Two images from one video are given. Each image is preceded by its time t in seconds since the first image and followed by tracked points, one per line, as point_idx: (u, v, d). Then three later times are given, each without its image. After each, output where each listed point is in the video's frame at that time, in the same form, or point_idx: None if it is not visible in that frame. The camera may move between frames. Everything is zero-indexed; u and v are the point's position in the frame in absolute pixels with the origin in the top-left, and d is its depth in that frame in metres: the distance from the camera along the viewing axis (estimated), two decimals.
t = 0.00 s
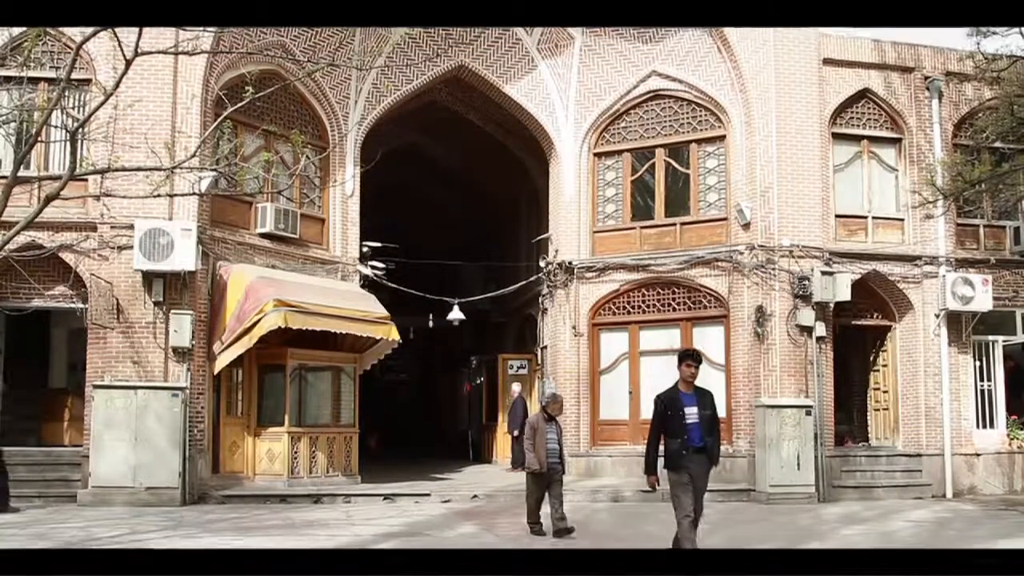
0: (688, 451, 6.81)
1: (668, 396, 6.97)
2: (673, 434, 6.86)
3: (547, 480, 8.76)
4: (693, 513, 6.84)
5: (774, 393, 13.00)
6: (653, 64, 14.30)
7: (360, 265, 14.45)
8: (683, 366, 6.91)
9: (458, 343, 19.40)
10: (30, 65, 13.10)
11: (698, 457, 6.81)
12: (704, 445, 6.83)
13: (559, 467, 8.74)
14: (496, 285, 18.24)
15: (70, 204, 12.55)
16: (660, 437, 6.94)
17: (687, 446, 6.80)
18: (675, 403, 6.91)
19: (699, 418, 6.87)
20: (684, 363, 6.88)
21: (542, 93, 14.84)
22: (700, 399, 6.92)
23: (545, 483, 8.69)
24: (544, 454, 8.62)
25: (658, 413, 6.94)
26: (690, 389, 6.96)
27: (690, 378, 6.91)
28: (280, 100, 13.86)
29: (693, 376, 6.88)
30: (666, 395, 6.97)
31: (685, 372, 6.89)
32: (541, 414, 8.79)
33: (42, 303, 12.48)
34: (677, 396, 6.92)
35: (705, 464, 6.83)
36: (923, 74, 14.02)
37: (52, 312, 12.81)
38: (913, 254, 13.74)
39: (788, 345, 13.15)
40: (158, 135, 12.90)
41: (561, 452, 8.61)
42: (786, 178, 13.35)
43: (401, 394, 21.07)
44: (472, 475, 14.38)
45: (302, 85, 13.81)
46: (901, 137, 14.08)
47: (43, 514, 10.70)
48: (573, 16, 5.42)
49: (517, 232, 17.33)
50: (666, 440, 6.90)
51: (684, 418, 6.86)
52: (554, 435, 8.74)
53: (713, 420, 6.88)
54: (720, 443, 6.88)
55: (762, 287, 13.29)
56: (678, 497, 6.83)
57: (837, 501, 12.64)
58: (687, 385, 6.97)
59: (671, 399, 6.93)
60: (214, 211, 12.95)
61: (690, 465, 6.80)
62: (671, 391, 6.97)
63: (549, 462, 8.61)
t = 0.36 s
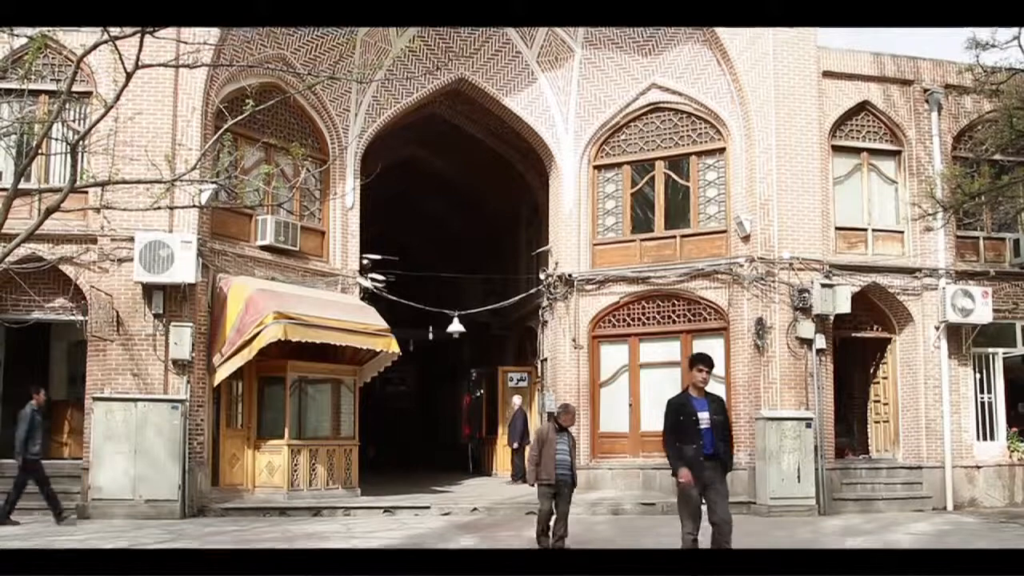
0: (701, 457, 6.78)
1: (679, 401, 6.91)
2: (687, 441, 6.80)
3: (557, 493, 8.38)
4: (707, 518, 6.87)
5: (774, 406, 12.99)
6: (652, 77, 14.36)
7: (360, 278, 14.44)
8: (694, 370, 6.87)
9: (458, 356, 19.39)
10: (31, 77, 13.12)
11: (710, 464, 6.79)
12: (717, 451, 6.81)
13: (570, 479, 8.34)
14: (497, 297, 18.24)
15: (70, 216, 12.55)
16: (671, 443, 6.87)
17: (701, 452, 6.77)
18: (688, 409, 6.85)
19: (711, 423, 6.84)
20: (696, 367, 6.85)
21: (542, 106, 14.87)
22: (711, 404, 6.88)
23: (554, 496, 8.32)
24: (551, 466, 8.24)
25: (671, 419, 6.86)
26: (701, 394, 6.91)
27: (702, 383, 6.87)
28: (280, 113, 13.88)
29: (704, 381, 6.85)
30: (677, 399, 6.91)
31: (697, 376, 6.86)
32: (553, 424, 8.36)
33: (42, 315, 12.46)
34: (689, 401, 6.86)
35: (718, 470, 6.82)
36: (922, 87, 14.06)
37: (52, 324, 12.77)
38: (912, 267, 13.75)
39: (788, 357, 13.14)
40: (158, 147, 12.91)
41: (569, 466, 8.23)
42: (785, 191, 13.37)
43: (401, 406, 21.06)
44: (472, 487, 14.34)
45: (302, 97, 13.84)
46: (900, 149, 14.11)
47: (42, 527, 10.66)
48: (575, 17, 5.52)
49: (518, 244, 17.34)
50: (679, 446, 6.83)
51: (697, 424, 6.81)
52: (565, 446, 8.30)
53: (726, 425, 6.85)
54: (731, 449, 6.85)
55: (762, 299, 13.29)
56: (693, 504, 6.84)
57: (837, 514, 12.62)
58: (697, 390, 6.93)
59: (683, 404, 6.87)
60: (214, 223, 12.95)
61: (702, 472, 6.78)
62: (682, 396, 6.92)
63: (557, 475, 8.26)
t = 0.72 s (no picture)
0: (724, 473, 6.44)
1: (704, 413, 6.55)
2: (711, 455, 6.45)
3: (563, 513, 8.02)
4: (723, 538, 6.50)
5: (773, 420, 12.98)
6: (652, 91, 14.40)
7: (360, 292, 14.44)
8: (722, 381, 6.53)
9: (458, 370, 19.39)
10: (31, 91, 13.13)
11: (732, 481, 6.46)
12: (740, 467, 6.48)
13: (575, 497, 7.97)
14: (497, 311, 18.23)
15: (70, 230, 12.56)
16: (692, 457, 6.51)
17: (725, 468, 6.43)
18: (713, 421, 6.50)
19: (736, 438, 6.51)
20: (725, 378, 6.51)
21: (542, 119, 14.90)
22: (736, 418, 6.55)
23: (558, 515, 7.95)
24: (555, 484, 7.92)
25: (695, 430, 6.51)
26: (727, 406, 6.58)
27: (729, 395, 6.54)
28: (280, 126, 13.90)
29: (732, 393, 6.53)
30: (703, 410, 6.54)
31: (725, 387, 6.52)
32: (556, 440, 8.06)
33: (42, 329, 12.44)
34: (716, 414, 6.52)
35: (739, 488, 6.48)
36: (921, 101, 14.09)
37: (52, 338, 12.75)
38: (912, 280, 13.77)
39: (788, 371, 13.14)
40: (158, 161, 12.93)
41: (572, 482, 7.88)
42: (785, 204, 13.39)
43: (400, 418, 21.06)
44: (472, 501, 14.31)
45: (302, 111, 13.86)
46: (899, 163, 14.13)
47: (41, 541, 10.62)
48: (571, 16, 5.61)
49: (518, 258, 17.35)
50: (701, 460, 6.47)
51: (722, 438, 6.48)
52: (569, 463, 7.97)
53: (750, 441, 6.53)
54: (753, 467, 6.54)
55: (762, 312, 13.30)
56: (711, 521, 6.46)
57: (838, 528, 12.61)
58: (723, 402, 6.59)
59: (708, 416, 6.51)
60: (214, 237, 12.95)
61: (724, 489, 6.44)
62: (707, 407, 6.56)
63: (561, 493, 7.92)
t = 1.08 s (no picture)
0: (738, 489, 5.77)
1: (717, 424, 5.86)
2: (722, 469, 5.79)
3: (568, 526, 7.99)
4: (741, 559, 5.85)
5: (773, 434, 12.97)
6: (652, 106, 14.44)
7: (360, 306, 14.44)
8: (737, 390, 5.84)
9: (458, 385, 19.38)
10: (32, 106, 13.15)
11: (749, 497, 5.77)
12: (758, 483, 5.78)
13: (580, 512, 7.95)
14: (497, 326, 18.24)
15: (71, 245, 12.56)
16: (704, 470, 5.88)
17: (738, 483, 5.76)
18: (726, 433, 5.81)
19: (753, 452, 5.80)
20: (739, 387, 5.80)
21: (542, 134, 14.93)
22: (755, 429, 5.82)
23: (564, 529, 7.93)
24: (561, 498, 7.89)
25: (705, 443, 5.86)
26: (744, 417, 5.85)
27: (746, 405, 5.82)
28: (281, 141, 13.92)
29: (748, 403, 5.81)
30: (715, 422, 5.86)
31: (739, 397, 5.81)
32: (562, 455, 8.04)
33: (42, 343, 12.43)
34: (729, 425, 5.82)
35: (757, 505, 5.79)
36: (920, 115, 14.13)
37: (52, 352, 12.75)
38: (912, 294, 13.80)
39: (788, 386, 13.14)
40: (159, 176, 12.96)
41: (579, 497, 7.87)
42: (784, 218, 13.42)
43: (399, 433, 21.02)
44: (473, 516, 14.29)
45: (302, 126, 13.88)
46: (899, 177, 14.16)
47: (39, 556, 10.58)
48: (577, 16, 4.96)
49: (518, 272, 17.37)
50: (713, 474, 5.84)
51: (736, 451, 5.79)
52: (575, 477, 7.96)
53: (770, 455, 5.79)
54: (777, 482, 5.81)
55: (762, 327, 13.31)
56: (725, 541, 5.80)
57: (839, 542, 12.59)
58: (740, 412, 5.86)
59: (721, 428, 5.83)
60: (214, 251, 12.96)
61: (739, 506, 5.77)
62: (720, 418, 5.87)
63: (566, 507, 7.90)
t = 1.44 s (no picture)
0: (759, 503, 5.44)
1: (730, 438, 5.51)
2: (740, 485, 5.43)
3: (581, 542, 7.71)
4: None
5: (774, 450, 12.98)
6: (651, 121, 14.49)
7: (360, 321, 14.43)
8: (747, 402, 5.50)
9: (458, 400, 19.35)
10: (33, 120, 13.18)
11: (770, 512, 5.44)
12: (777, 496, 5.45)
13: (593, 529, 7.66)
14: (497, 340, 18.23)
15: (71, 259, 12.57)
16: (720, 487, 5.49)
17: (758, 497, 5.42)
18: (740, 447, 5.46)
19: (769, 465, 5.48)
20: (750, 398, 5.47)
21: (542, 149, 14.95)
22: (770, 441, 5.49)
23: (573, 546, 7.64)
24: (570, 513, 7.63)
25: (720, 459, 5.48)
26: (756, 429, 5.52)
27: (758, 416, 5.50)
28: (281, 155, 13.93)
29: (760, 414, 5.49)
30: (729, 436, 5.50)
31: (750, 408, 5.48)
32: (575, 468, 7.77)
33: (42, 357, 12.42)
34: (743, 438, 5.47)
35: (779, 520, 5.45)
36: (919, 130, 14.18)
37: (52, 366, 12.73)
38: (912, 308, 13.81)
39: (788, 400, 13.14)
40: (160, 190, 12.98)
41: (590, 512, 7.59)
42: (784, 233, 13.44)
43: (399, 447, 20.95)
44: (473, 531, 14.26)
45: (303, 140, 13.90)
46: (898, 192, 14.18)
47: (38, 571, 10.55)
48: (575, 16, 5.09)
49: (518, 287, 17.37)
50: (731, 490, 5.46)
51: (753, 465, 5.45)
52: (588, 491, 7.68)
53: (786, 467, 5.47)
54: (795, 494, 5.50)
55: (762, 341, 13.30)
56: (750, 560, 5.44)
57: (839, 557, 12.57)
58: (752, 424, 5.52)
59: (735, 442, 5.47)
60: (214, 265, 12.95)
61: (761, 522, 5.42)
62: (733, 432, 5.51)
63: (577, 523, 7.63)
